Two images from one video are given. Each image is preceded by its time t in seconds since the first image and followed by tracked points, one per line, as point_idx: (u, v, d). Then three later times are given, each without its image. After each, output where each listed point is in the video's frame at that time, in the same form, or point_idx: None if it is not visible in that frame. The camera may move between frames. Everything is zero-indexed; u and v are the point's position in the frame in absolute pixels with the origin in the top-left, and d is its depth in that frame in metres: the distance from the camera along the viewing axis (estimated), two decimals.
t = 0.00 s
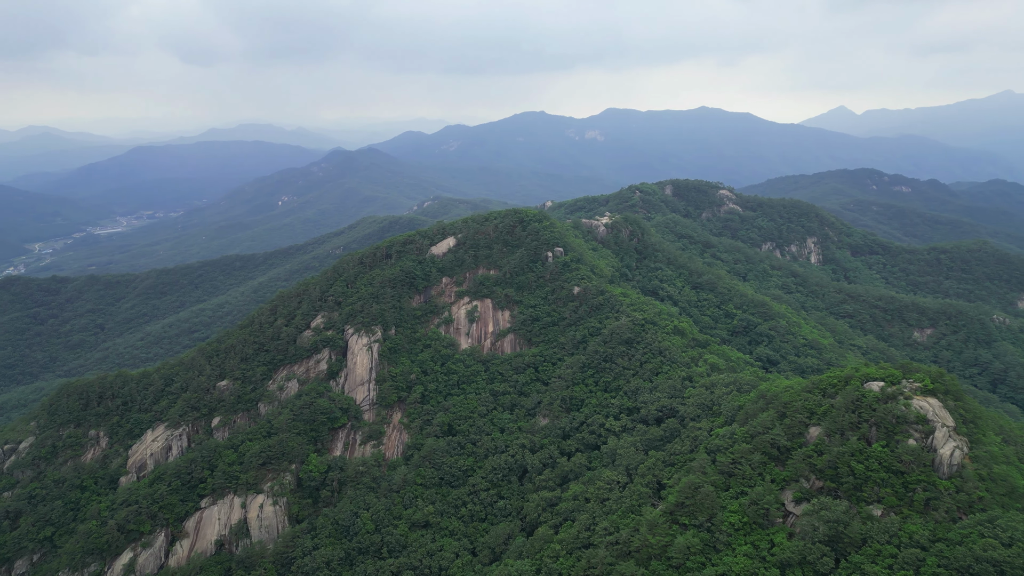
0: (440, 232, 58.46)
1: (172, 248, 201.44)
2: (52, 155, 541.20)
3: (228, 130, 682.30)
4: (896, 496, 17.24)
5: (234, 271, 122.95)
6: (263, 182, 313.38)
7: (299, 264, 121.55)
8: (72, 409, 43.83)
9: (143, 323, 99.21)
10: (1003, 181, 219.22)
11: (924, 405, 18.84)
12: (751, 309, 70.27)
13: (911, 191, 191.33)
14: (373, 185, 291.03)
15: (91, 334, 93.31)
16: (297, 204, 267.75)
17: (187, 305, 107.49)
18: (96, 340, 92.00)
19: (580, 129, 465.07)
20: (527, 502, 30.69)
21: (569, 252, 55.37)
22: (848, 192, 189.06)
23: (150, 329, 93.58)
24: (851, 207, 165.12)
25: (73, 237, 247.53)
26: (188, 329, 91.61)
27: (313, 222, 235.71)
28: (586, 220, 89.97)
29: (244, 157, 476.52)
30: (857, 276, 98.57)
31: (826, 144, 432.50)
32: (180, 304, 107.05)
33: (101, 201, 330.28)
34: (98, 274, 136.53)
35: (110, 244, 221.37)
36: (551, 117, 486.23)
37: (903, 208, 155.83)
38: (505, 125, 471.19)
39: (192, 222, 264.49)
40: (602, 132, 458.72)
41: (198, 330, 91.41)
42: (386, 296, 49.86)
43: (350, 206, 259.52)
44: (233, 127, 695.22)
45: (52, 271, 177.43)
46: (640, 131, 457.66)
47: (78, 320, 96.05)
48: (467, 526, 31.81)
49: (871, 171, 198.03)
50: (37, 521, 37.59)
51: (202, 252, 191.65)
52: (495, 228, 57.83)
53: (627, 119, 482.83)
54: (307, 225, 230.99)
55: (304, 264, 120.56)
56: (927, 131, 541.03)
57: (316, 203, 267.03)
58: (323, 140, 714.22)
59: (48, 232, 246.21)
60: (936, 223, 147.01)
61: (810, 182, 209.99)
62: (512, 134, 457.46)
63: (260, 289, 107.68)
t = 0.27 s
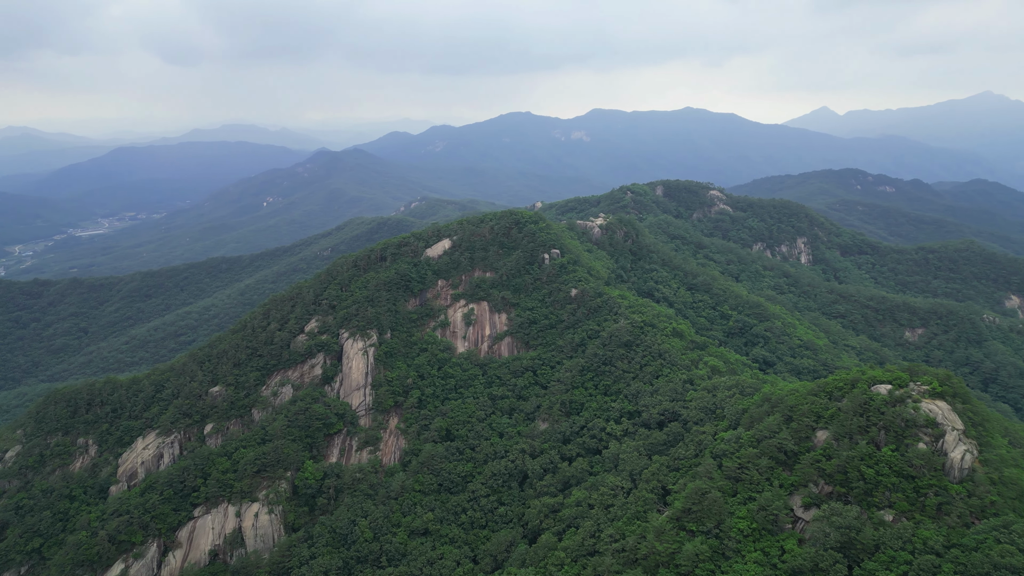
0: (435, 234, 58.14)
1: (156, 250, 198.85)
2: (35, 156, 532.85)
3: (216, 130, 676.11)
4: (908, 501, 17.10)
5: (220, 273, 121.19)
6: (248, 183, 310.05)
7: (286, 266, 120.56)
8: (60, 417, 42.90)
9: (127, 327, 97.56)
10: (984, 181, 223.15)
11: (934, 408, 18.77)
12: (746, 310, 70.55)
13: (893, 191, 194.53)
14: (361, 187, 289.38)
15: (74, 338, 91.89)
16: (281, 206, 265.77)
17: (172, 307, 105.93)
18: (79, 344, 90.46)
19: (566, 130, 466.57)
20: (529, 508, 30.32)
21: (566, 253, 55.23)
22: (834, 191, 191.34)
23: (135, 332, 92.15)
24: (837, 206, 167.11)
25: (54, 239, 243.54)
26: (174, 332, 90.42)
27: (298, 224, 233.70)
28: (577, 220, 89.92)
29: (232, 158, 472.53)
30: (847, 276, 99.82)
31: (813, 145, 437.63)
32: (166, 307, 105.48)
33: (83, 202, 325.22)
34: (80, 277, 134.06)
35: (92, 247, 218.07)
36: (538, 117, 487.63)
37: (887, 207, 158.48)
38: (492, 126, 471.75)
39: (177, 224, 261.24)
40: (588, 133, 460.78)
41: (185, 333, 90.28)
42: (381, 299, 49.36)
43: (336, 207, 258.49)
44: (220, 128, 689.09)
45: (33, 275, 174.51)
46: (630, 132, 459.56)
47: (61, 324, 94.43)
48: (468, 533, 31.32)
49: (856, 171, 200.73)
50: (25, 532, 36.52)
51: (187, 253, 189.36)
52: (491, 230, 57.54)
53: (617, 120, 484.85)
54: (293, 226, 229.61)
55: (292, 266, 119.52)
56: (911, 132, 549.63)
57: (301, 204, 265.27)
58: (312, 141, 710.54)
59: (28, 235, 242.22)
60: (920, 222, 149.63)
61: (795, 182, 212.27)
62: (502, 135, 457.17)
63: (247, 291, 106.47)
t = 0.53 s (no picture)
0: (430, 236, 57.63)
1: (138, 253, 196.15)
2: (15, 156, 524.76)
3: (203, 131, 669.51)
4: (919, 506, 16.98)
5: (206, 276, 119.47)
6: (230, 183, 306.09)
7: (273, 268, 119.37)
8: (47, 425, 41.91)
9: (110, 330, 96.26)
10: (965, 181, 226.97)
11: (942, 411, 18.66)
12: (740, 311, 70.87)
13: (876, 191, 197.46)
14: (348, 188, 287.55)
15: (56, 342, 90.62)
16: (264, 207, 263.04)
17: (157, 310, 104.42)
18: (62, 348, 89.42)
19: (551, 130, 466.70)
20: (530, 515, 29.93)
21: (562, 255, 54.99)
22: (819, 192, 193.44)
23: (119, 336, 90.79)
24: (823, 207, 168.76)
25: (34, 241, 239.47)
26: (159, 335, 89.24)
27: (281, 225, 231.28)
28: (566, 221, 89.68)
29: (218, 160, 467.65)
30: (836, 276, 100.74)
31: (799, 147, 443.10)
32: (150, 310, 103.96)
33: (64, 204, 320.47)
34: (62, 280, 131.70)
35: (73, 249, 214.73)
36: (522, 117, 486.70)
37: (872, 207, 160.30)
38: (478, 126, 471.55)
39: (161, 225, 257.88)
40: (572, 133, 461.96)
41: (170, 337, 89.10)
42: (377, 303, 48.77)
43: (320, 209, 256.85)
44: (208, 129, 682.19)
45: (12, 278, 171.40)
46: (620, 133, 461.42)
47: (42, 328, 93.35)
48: (468, 541, 30.86)
49: (840, 171, 203.21)
50: (11, 544, 35.34)
51: (169, 255, 186.83)
52: (486, 232, 57.20)
53: (607, 121, 486.90)
54: (277, 227, 227.63)
55: (279, 268, 118.29)
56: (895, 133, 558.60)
57: (284, 205, 262.70)
58: (301, 143, 706.23)
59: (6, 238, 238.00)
60: (904, 221, 151.70)
61: (780, 182, 214.25)
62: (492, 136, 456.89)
63: (233, 293, 105.14)
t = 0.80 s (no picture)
0: (425, 238, 57.21)
1: (122, 255, 193.67)
2: None
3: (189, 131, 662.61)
4: (931, 511, 16.90)
5: (192, 278, 117.81)
6: (216, 184, 302.69)
7: (260, 270, 118.21)
8: (35, 434, 41.01)
9: (94, 334, 94.80)
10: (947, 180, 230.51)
11: (952, 415, 18.60)
12: (736, 312, 71.10)
13: (860, 191, 200.17)
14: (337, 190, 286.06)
15: (39, 346, 89.19)
16: (250, 208, 260.45)
17: (143, 313, 102.99)
18: (45, 352, 87.95)
19: (537, 130, 467.34)
20: (532, 521, 29.58)
21: (559, 257, 54.78)
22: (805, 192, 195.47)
23: (104, 339, 89.54)
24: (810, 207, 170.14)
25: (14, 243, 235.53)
26: (145, 339, 88.08)
27: (266, 227, 229.04)
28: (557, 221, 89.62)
29: (205, 161, 463.80)
30: (826, 276, 101.74)
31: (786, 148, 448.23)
32: (136, 313, 102.54)
33: (46, 206, 315.77)
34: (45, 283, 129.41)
35: (55, 251, 211.31)
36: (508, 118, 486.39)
37: (858, 207, 162.12)
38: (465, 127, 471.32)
39: (145, 227, 254.69)
40: (559, 134, 463.60)
41: (156, 340, 88.03)
42: (372, 306, 48.25)
43: (305, 210, 255.13)
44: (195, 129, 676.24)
45: None
46: (610, 134, 463.64)
47: (24, 332, 91.86)
48: (469, 548, 30.43)
49: (825, 171, 205.53)
50: None
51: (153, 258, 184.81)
52: (482, 234, 56.88)
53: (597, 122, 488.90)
54: (263, 228, 225.81)
55: (265, 270, 117.24)
56: (880, 134, 566.67)
57: (269, 206, 260.30)
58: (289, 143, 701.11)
59: None
60: (889, 221, 153.64)
61: (766, 182, 216.05)
62: (483, 137, 456.75)
63: (220, 296, 104.08)
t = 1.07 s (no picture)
0: (419, 239, 56.74)
1: (103, 256, 190.60)
2: None
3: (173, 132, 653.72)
4: (940, 515, 16.82)
5: (176, 280, 115.86)
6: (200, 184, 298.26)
7: (246, 271, 116.76)
8: (19, 442, 39.87)
9: (75, 337, 93.22)
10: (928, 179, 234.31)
11: (959, 416, 18.53)
12: (730, 312, 71.39)
13: (844, 191, 202.88)
14: (324, 191, 284.02)
15: (18, 350, 87.35)
16: (233, 208, 257.25)
17: (126, 316, 101.27)
18: (25, 356, 86.01)
19: (522, 131, 468.28)
20: (532, 527, 29.21)
21: (554, 259, 54.54)
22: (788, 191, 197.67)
23: (86, 342, 88.02)
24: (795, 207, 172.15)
25: None
26: (128, 342, 86.64)
27: (250, 227, 226.06)
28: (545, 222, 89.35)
29: (190, 162, 458.12)
30: (815, 275, 102.88)
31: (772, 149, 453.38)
32: (118, 316, 100.84)
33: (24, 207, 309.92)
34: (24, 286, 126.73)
35: (33, 253, 206.91)
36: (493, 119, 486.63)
37: (842, 207, 164.37)
38: (451, 127, 470.99)
39: (127, 228, 250.78)
40: (544, 134, 465.07)
41: (139, 344, 86.63)
42: (366, 309, 47.63)
43: (289, 211, 253.20)
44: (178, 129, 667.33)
45: None
46: (598, 135, 465.45)
47: (3, 335, 89.78)
48: (468, 555, 29.97)
49: (809, 171, 207.89)
50: None
51: (135, 261, 182.14)
52: (476, 235, 56.53)
53: (585, 123, 490.72)
54: (246, 229, 223.45)
55: (250, 272, 115.73)
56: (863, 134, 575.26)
57: (252, 206, 257.19)
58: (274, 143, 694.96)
59: None
60: (873, 220, 155.98)
61: (751, 182, 218.21)
62: (472, 138, 455.98)
63: (205, 298, 102.59)
